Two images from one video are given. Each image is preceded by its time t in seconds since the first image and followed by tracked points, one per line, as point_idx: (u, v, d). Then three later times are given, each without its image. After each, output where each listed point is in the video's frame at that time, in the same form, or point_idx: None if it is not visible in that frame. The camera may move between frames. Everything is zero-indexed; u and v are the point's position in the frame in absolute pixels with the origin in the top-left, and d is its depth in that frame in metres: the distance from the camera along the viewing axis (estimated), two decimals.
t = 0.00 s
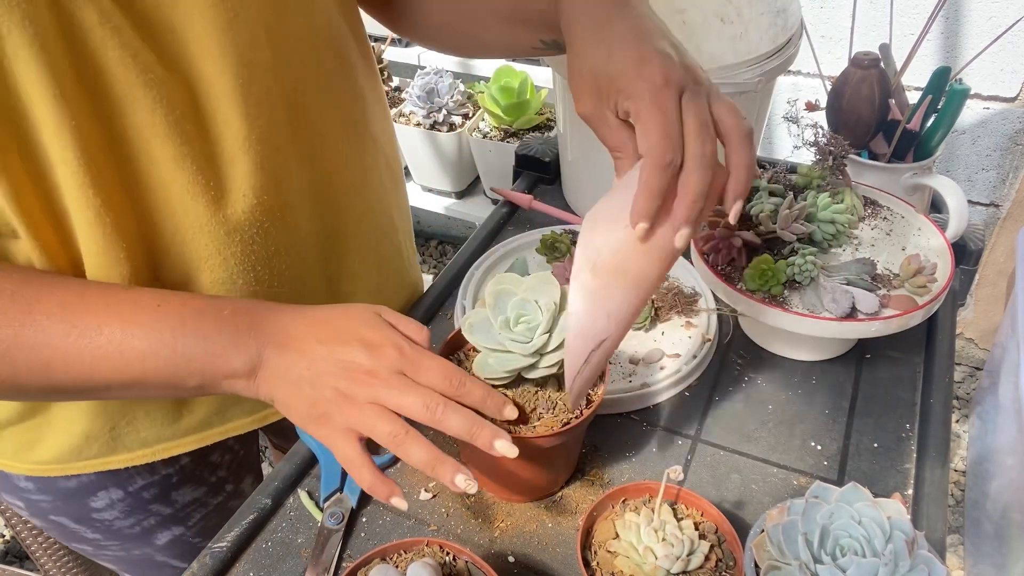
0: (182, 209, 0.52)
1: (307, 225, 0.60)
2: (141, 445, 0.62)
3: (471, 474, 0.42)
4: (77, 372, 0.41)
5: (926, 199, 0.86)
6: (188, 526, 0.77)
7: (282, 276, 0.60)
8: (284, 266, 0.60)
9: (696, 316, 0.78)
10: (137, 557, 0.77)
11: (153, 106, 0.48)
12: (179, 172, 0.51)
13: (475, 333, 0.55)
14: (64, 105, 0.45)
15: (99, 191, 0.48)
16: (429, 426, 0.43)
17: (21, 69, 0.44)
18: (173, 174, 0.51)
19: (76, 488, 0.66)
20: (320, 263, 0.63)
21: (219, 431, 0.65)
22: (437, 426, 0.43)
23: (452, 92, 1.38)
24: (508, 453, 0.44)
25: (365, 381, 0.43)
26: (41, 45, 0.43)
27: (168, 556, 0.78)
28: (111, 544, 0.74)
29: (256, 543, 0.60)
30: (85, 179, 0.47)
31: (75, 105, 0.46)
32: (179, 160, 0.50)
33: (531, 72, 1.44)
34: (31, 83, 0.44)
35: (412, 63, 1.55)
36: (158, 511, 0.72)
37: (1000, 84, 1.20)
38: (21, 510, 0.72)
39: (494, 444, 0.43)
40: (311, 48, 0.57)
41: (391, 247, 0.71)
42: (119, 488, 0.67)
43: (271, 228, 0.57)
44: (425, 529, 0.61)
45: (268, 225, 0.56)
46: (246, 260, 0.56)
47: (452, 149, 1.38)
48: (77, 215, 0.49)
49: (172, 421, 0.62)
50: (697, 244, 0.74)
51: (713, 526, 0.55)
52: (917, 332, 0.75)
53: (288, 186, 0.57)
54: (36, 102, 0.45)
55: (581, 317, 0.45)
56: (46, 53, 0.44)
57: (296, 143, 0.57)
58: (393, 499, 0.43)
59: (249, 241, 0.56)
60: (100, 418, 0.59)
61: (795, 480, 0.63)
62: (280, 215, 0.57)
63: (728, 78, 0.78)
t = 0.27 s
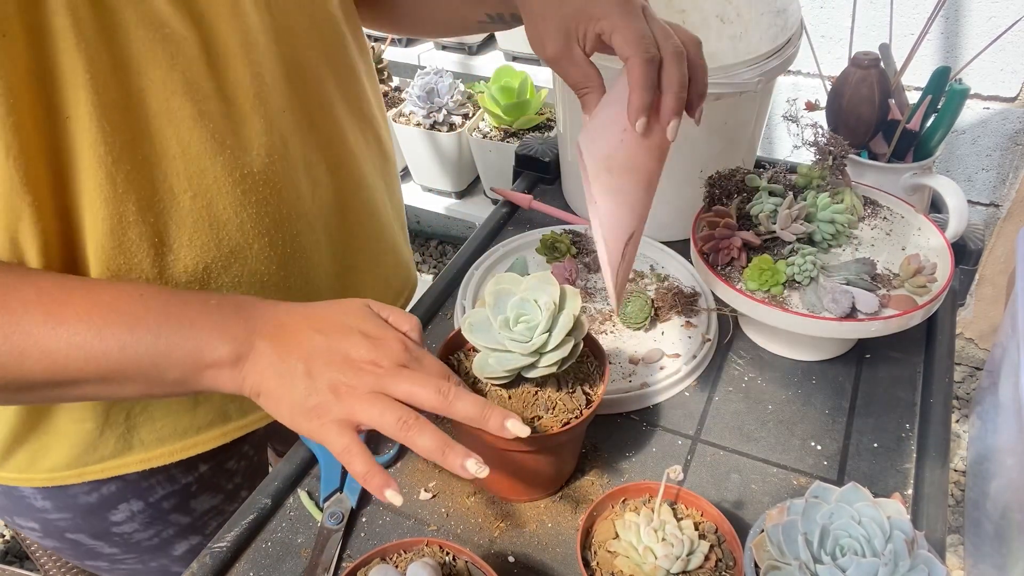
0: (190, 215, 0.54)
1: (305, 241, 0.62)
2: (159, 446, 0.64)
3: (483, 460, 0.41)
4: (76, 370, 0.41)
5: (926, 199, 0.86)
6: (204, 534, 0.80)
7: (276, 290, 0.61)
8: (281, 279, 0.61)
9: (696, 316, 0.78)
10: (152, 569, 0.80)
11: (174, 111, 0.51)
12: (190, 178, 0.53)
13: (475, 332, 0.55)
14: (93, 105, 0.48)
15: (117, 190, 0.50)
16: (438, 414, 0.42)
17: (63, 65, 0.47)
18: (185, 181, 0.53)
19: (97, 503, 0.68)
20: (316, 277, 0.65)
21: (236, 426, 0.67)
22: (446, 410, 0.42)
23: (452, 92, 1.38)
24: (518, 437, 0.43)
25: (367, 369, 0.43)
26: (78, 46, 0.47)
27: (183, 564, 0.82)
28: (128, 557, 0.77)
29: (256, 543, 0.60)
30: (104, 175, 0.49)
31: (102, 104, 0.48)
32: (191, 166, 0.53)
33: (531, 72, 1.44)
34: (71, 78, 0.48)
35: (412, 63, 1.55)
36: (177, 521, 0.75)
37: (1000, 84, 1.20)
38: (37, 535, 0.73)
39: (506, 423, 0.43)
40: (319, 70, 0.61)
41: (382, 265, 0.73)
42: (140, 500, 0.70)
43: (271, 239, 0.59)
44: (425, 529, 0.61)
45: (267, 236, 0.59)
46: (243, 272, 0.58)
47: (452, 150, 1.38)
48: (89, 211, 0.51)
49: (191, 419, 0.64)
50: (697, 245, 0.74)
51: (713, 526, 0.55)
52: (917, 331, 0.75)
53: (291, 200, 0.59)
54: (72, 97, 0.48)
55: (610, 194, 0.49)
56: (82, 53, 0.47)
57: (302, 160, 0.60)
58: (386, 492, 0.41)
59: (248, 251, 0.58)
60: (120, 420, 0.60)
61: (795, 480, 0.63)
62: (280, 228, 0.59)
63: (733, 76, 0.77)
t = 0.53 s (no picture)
0: (208, 199, 0.56)
1: (309, 225, 0.65)
2: (180, 440, 0.65)
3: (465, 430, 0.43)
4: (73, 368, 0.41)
5: (925, 198, 0.86)
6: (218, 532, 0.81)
7: (281, 273, 0.64)
8: (286, 262, 0.64)
9: (696, 316, 0.78)
10: (166, 570, 0.81)
11: (196, 98, 0.53)
12: (210, 163, 0.55)
13: (474, 331, 0.55)
14: (122, 91, 0.49)
15: (142, 174, 0.52)
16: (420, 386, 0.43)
17: (91, 52, 0.48)
18: (204, 166, 0.55)
19: (116, 505, 0.69)
20: (318, 260, 0.68)
21: (256, 420, 0.69)
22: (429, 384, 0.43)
23: (452, 92, 1.38)
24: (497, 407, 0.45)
25: (352, 344, 0.44)
26: (108, 33, 0.48)
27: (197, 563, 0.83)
28: (142, 560, 0.78)
29: (255, 543, 0.60)
30: (129, 160, 0.51)
31: (129, 90, 0.50)
32: (210, 151, 0.55)
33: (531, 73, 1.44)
34: (99, 64, 0.48)
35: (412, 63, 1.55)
36: (192, 519, 0.77)
37: (1000, 84, 1.20)
38: (52, 546, 0.73)
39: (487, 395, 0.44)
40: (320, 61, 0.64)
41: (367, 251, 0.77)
42: (158, 500, 0.71)
43: (280, 222, 0.62)
44: (425, 529, 0.61)
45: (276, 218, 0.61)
46: (253, 254, 0.61)
47: (452, 150, 1.38)
48: (110, 195, 0.52)
49: (212, 412, 0.65)
50: (697, 245, 0.74)
51: (712, 526, 0.55)
52: (917, 331, 0.75)
53: (299, 185, 0.62)
54: (100, 84, 0.49)
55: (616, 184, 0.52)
56: (112, 40, 0.48)
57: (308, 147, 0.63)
58: (371, 460, 0.42)
59: (258, 234, 0.60)
60: (144, 414, 0.61)
61: (794, 480, 0.63)
62: (288, 211, 0.62)
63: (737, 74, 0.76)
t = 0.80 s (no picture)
0: (215, 189, 0.57)
1: (308, 215, 0.66)
2: (182, 428, 0.65)
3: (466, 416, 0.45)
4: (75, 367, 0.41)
5: (925, 199, 0.86)
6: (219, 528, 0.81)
7: (282, 264, 0.65)
8: (286, 252, 0.65)
9: (696, 316, 0.78)
10: (168, 568, 0.81)
11: (203, 88, 0.54)
12: (216, 152, 0.56)
13: (475, 330, 0.55)
14: (133, 79, 0.50)
15: (151, 161, 0.52)
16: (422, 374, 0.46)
17: (104, 39, 0.48)
18: (210, 154, 0.56)
19: (117, 500, 0.69)
20: (316, 252, 0.69)
21: (259, 410, 0.70)
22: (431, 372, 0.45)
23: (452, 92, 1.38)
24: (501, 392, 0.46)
25: (354, 337, 0.46)
26: (121, 22, 0.49)
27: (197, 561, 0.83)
28: (143, 558, 0.78)
29: (255, 543, 0.60)
30: (139, 147, 0.52)
31: (140, 78, 0.51)
32: (216, 140, 0.56)
33: (531, 72, 1.44)
34: (112, 52, 0.49)
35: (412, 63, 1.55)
36: (194, 515, 0.77)
37: (1000, 84, 1.20)
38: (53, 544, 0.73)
39: (488, 382, 0.46)
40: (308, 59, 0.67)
41: (360, 246, 0.78)
42: (159, 496, 0.71)
43: (280, 212, 0.63)
44: (425, 529, 0.61)
45: (277, 208, 0.63)
46: (256, 244, 0.61)
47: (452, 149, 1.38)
48: (120, 183, 0.52)
49: (215, 400, 0.66)
50: (697, 245, 0.74)
51: (712, 526, 0.55)
52: (917, 331, 0.75)
53: (298, 175, 0.64)
54: (112, 71, 0.49)
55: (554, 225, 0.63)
56: (124, 28, 0.49)
57: (302, 139, 0.65)
58: (377, 450, 0.45)
59: (260, 224, 0.61)
60: (147, 400, 0.61)
61: (794, 480, 0.63)
62: (288, 202, 0.64)
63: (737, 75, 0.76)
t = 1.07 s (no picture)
0: (216, 181, 0.57)
1: (308, 208, 0.66)
2: (184, 423, 0.65)
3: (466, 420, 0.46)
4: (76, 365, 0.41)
5: (926, 199, 0.86)
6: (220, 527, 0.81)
7: (282, 257, 0.65)
8: (286, 246, 0.65)
9: (696, 316, 0.78)
10: (169, 568, 0.81)
11: (205, 79, 0.55)
12: (218, 143, 0.56)
13: (475, 330, 0.55)
14: (136, 69, 0.50)
15: (154, 151, 0.52)
16: (423, 381, 0.46)
17: (108, 29, 0.49)
18: (213, 145, 0.56)
19: (118, 499, 0.69)
20: (315, 246, 0.69)
21: (260, 405, 0.70)
22: (432, 378, 0.46)
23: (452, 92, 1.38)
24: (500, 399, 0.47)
25: (356, 343, 0.47)
26: (125, 12, 0.49)
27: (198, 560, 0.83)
28: (144, 557, 0.78)
29: (255, 543, 0.60)
30: (142, 137, 0.52)
31: (143, 68, 0.51)
32: (218, 131, 0.56)
33: (531, 72, 1.44)
34: (116, 42, 0.49)
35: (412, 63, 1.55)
36: (195, 514, 0.77)
37: (1000, 84, 1.20)
38: (55, 542, 0.73)
39: (488, 389, 0.46)
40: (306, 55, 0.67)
41: (360, 242, 0.78)
42: (160, 494, 0.72)
43: (281, 205, 0.63)
44: (425, 529, 0.61)
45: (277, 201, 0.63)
46: (258, 237, 0.61)
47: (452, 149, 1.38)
48: (121, 174, 0.52)
49: (216, 395, 0.66)
50: (697, 246, 0.74)
51: (712, 526, 0.55)
52: (917, 332, 0.75)
53: (298, 168, 0.64)
54: (115, 61, 0.49)
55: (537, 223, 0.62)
56: (128, 18, 0.49)
57: (301, 133, 0.65)
58: (376, 453, 0.47)
59: (262, 216, 0.61)
60: (148, 395, 0.61)
61: (794, 480, 0.63)
62: (288, 194, 0.64)
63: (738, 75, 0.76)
